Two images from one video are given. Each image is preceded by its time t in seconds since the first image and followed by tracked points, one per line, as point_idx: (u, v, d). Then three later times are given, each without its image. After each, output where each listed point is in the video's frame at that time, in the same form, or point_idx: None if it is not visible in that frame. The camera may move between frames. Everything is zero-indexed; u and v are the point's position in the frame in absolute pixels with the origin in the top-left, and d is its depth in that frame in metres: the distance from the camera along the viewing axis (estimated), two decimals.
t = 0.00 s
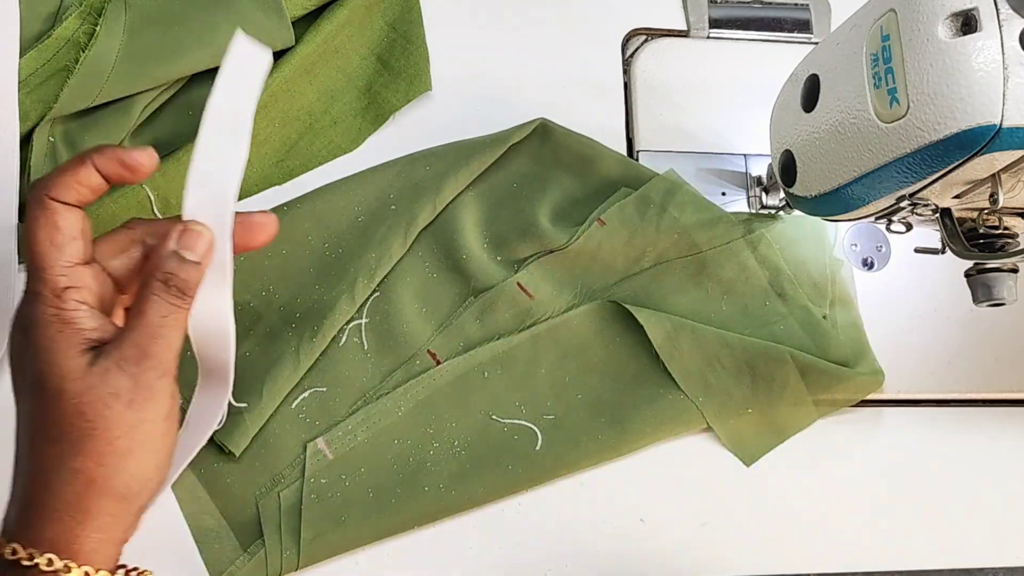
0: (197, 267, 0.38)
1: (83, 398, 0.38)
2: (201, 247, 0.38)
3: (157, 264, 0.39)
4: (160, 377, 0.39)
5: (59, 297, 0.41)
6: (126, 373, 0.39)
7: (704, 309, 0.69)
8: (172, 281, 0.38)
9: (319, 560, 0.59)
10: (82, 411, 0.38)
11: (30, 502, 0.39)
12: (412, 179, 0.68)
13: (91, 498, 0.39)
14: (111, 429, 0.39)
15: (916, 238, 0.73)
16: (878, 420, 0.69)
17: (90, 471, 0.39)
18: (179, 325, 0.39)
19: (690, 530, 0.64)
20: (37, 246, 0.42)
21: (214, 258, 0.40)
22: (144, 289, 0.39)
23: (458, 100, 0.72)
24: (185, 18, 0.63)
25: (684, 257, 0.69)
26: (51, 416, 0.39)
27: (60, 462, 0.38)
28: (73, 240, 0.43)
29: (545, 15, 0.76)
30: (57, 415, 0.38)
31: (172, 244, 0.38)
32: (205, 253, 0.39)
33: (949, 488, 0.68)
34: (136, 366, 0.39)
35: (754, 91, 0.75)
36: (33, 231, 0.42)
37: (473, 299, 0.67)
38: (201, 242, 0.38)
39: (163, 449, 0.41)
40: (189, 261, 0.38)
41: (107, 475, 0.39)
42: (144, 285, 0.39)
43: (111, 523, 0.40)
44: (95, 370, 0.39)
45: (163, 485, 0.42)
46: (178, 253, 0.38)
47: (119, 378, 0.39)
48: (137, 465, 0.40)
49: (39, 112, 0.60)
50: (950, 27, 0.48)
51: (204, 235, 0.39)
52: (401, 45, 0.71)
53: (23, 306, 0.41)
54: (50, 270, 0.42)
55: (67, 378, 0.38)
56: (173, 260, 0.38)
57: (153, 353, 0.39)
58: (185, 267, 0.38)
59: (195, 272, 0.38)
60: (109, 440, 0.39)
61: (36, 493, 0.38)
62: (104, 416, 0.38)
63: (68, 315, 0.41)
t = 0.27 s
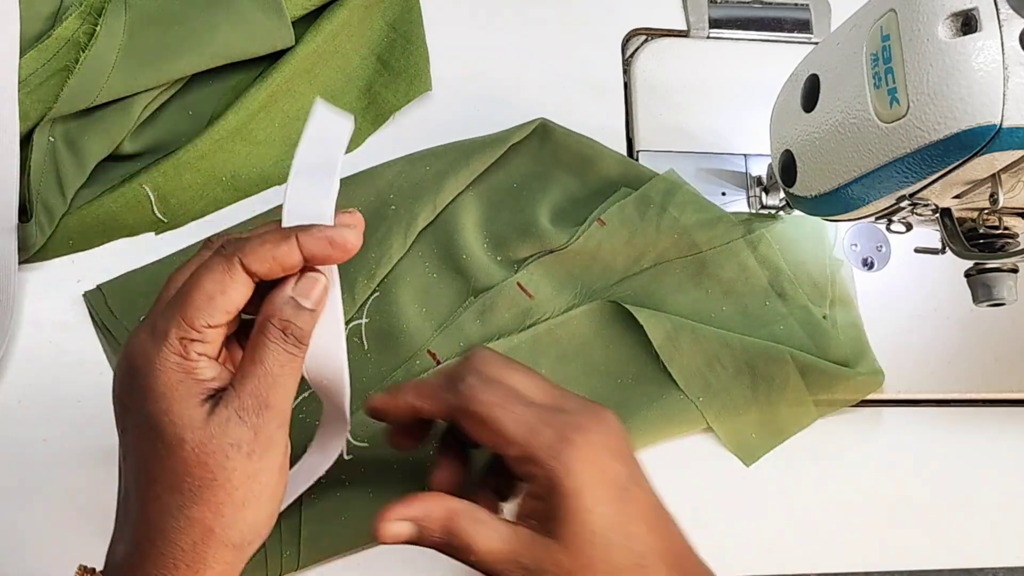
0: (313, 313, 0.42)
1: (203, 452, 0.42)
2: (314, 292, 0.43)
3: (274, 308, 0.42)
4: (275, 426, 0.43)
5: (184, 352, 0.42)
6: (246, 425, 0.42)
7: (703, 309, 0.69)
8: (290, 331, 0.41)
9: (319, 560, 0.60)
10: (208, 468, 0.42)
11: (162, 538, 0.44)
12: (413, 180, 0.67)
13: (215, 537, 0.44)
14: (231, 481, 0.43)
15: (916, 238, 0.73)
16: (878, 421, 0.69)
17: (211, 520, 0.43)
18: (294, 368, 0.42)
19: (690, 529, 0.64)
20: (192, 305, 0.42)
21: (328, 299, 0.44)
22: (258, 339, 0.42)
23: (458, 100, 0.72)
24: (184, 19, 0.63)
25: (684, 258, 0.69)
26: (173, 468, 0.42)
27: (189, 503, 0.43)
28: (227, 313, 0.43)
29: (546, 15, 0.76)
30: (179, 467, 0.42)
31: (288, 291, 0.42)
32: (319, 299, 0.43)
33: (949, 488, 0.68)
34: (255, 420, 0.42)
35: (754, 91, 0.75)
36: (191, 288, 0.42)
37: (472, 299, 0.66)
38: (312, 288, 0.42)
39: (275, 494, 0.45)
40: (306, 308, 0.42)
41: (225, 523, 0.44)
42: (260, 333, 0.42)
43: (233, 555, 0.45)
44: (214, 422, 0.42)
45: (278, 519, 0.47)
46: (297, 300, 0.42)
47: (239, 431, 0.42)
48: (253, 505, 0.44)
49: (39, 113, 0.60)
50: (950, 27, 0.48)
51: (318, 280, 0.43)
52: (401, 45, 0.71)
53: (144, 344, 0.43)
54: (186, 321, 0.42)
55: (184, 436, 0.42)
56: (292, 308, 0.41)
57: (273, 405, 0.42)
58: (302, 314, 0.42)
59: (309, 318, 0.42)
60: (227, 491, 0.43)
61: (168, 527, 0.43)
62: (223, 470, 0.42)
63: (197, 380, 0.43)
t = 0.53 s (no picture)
0: (357, 400, 0.45)
1: (221, 519, 0.44)
2: (362, 380, 0.45)
3: (322, 390, 0.44)
4: (292, 504, 0.45)
5: (206, 413, 0.45)
6: (267, 498, 0.45)
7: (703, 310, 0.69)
8: (331, 415, 0.44)
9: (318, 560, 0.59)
10: (224, 533, 0.45)
11: None
12: (413, 180, 0.67)
13: None
14: (248, 543, 0.45)
15: (916, 238, 0.73)
16: (878, 421, 0.69)
17: None
18: (321, 447, 0.45)
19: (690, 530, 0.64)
20: (202, 358, 0.45)
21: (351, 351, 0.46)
22: (297, 418, 0.44)
23: (458, 100, 0.72)
24: (185, 18, 0.63)
25: (684, 258, 0.69)
26: (189, 528, 0.44)
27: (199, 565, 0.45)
28: (236, 359, 0.46)
29: (546, 15, 0.76)
30: (196, 529, 0.44)
31: (339, 374, 0.45)
32: (367, 388, 0.45)
33: (948, 488, 0.68)
34: (279, 492, 0.45)
35: (754, 91, 0.75)
36: (195, 340, 0.46)
37: (473, 298, 0.66)
38: (363, 375, 0.45)
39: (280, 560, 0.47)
40: (352, 396, 0.45)
41: None
42: (303, 413, 0.44)
43: None
44: (241, 488, 0.44)
45: None
46: (345, 387, 0.44)
47: (259, 502, 0.45)
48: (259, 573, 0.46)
49: (39, 113, 0.60)
50: (950, 27, 0.48)
51: (366, 365, 0.45)
52: (401, 45, 0.71)
53: (168, 399, 0.46)
54: (201, 377, 0.45)
55: (207, 501, 0.44)
56: (337, 392, 0.44)
57: (298, 483, 0.45)
58: (346, 400, 0.45)
59: (351, 405, 0.45)
60: (237, 557, 0.45)
61: None
62: (242, 535, 0.45)
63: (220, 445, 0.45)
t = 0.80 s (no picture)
0: (375, 432, 0.45)
1: (216, 508, 0.43)
2: (382, 416, 0.45)
3: (344, 413, 0.44)
4: (290, 508, 0.45)
5: (212, 407, 0.43)
6: (265, 499, 0.44)
7: (703, 310, 0.69)
8: (348, 440, 0.44)
9: (315, 560, 0.59)
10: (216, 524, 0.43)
11: (158, 572, 0.45)
12: (413, 180, 0.67)
13: None
14: (235, 541, 0.44)
15: (916, 238, 0.73)
16: (878, 421, 0.69)
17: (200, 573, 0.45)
18: (328, 463, 0.44)
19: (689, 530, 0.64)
20: (231, 367, 0.43)
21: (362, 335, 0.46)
22: (314, 432, 0.44)
23: (458, 100, 0.72)
24: (185, 18, 0.63)
25: (684, 258, 0.69)
26: (184, 512, 0.44)
27: (190, 548, 0.44)
28: (261, 380, 0.44)
29: (546, 15, 0.76)
30: (190, 514, 0.44)
31: (362, 403, 0.44)
32: (386, 422, 0.45)
33: (948, 489, 0.68)
34: (276, 496, 0.44)
35: (754, 91, 0.75)
36: (234, 350, 0.43)
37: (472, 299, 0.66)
38: (384, 410, 0.44)
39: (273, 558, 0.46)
40: (370, 428, 0.44)
41: None
42: (318, 429, 0.44)
43: None
44: (240, 483, 0.43)
45: None
46: (366, 418, 0.44)
47: (255, 499, 0.43)
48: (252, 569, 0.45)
49: (39, 113, 0.60)
50: (950, 27, 0.48)
51: (388, 402, 0.45)
52: (401, 45, 0.71)
53: (184, 390, 0.44)
54: (222, 378, 0.43)
55: (204, 488, 0.43)
56: (358, 423, 0.44)
57: (299, 492, 0.44)
58: (365, 432, 0.44)
59: (367, 436, 0.44)
60: (226, 547, 0.44)
61: (164, 566, 0.45)
62: (231, 530, 0.44)
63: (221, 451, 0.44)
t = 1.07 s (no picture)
0: (345, 443, 0.44)
1: (171, 492, 0.43)
2: (355, 428, 0.44)
3: (315, 419, 0.44)
4: (248, 507, 0.44)
5: (181, 394, 0.44)
6: (223, 492, 0.43)
7: (702, 310, 0.69)
8: (315, 446, 0.43)
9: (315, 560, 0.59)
10: (170, 511, 0.43)
11: (117, 555, 0.45)
12: (413, 180, 0.67)
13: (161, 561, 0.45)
14: (189, 529, 0.43)
15: (916, 238, 0.73)
16: (878, 421, 0.69)
17: (155, 558, 0.45)
18: (295, 469, 0.44)
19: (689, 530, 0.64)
20: (199, 351, 0.43)
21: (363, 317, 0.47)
22: (283, 433, 0.44)
23: (458, 100, 0.72)
24: (185, 18, 0.63)
25: (683, 258, 0.69)
26: (142, 495, 0.44)
27: (144, 530, 0.44)
28: (229, 362, 0.43)
29: (546, 15, 0.76)
30: (148, 497, 0.44)
31: (334, 412, 0.44)
32: (356, 436, 0.44)
33: (948, 489, 0.68)
34: (235, 491, 0.43)
35: (754, 91, 0.75)
36: (204, 334, 0.43)
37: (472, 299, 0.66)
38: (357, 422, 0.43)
39: (233, 554, 0.46)
40: (340, 436, 0.43)
41: (162, 564, 0.45)
42: (288, 432, 0.44)
43: None
44: (199, 473, 0.43)
45: None
46: (336, 426, 0.43)
47: (210, 490, 0.43)
48: (208, 561, 0.45)
49: (39, 113, 0.60)
50: (950, 27, 0.48)
51: (365, 414, 0.44)
52: (401, 45, 0.71)
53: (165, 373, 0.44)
54: (192, 363, 0.43)
55: (164, 472, 0.43)
56: (329, 430, 0.43)
57: (257, 489, 0.43)
58: (337, 441, 0.43)
59: (339, 449, 0.44)
60: (179, 535, 0.44)
61: (121, 550, 0.45)
62: (185, 518, 0.43)
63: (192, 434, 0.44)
